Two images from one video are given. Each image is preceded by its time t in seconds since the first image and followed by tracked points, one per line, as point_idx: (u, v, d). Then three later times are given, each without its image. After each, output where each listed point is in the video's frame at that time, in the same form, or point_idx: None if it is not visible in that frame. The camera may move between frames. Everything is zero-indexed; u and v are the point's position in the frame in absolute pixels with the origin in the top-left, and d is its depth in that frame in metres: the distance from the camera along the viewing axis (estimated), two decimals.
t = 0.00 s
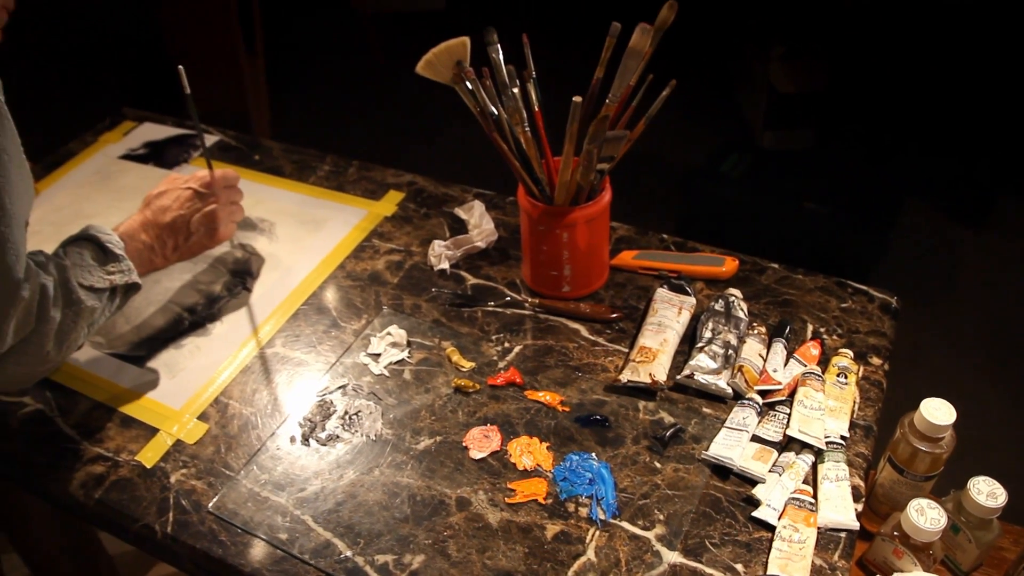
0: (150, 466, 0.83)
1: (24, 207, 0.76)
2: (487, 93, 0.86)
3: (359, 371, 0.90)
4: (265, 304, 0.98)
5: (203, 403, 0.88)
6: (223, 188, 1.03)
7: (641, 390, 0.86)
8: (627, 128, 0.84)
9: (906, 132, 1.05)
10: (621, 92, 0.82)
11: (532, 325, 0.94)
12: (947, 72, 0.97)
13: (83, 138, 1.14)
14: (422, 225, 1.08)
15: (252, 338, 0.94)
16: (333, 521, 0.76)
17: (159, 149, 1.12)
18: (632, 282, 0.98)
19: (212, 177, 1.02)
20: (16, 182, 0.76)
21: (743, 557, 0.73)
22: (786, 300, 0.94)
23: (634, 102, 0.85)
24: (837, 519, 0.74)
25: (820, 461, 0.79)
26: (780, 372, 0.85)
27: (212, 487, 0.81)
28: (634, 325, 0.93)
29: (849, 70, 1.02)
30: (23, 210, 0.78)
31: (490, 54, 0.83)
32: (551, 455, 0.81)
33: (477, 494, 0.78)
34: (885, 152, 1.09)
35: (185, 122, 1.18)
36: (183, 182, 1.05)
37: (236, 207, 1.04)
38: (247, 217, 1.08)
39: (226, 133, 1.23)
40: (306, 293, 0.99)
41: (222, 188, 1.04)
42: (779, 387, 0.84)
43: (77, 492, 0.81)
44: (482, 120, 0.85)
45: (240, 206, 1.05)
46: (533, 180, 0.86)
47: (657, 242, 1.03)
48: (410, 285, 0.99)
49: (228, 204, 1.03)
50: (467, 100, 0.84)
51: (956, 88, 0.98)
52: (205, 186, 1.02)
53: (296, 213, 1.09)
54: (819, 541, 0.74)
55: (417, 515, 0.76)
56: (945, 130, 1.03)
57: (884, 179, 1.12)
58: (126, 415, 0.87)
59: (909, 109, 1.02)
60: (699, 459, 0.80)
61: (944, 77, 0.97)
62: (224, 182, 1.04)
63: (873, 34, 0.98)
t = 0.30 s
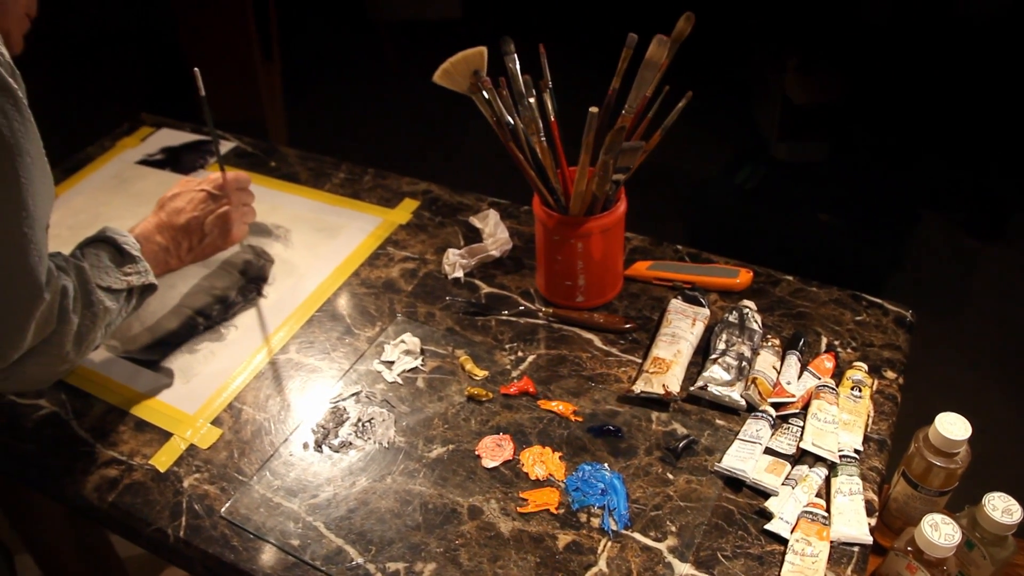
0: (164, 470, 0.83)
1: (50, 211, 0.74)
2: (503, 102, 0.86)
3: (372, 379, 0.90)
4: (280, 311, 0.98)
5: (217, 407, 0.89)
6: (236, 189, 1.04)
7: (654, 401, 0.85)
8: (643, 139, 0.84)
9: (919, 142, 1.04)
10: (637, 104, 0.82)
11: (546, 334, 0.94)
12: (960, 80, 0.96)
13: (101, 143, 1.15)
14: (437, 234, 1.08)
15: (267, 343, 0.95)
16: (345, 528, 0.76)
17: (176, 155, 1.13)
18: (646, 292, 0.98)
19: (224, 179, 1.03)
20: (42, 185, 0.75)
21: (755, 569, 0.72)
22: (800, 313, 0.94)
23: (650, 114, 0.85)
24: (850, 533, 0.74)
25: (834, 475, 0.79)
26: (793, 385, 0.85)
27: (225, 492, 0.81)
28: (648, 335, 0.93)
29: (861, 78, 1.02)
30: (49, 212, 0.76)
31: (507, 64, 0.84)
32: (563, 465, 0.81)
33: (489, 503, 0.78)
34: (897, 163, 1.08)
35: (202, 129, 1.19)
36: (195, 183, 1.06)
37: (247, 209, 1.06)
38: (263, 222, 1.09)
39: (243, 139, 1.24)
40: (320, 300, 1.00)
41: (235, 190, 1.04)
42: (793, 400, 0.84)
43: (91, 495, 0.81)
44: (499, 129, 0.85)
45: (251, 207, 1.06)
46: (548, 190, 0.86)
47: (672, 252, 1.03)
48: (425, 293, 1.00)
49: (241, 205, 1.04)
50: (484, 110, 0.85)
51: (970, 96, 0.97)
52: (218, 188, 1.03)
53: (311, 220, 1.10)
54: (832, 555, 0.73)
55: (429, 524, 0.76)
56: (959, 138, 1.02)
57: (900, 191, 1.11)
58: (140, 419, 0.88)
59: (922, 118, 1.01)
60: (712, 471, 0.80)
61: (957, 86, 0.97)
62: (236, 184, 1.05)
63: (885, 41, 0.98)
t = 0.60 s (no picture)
0: (176, 474, 0.84)
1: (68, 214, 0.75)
2: (518, 112, 0.86)
3: (385, 386, 0.90)
4: (293, 318, 0.99)
5: (229, 413, 0.89)
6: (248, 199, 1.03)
7: (666, 411, 0.85)
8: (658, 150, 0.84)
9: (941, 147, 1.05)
10: (652, 114, 0.81)
11: (558, 343, 0.94)
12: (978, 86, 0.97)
13: (118, 148, 1.16)
14: (450, 242, 1.08)
15: (280, 348, 0.95)
16: (356, 535, 0.76)
17: (192, 161, 1.14)
18: (659, 303, 0.98)
19: (237, 188, 1.03)
20: (62, 190, 0.75)
21: None
22: (813, 325, 0.94)
23: (665, 124, 0.85)
24: (862, 547, 0.73)
25: (846, 488, 0.78)
26: (806, 398, 0.85)
27: (237, 497, 0.81)
28: (660, 346, 0.93)
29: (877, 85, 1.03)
30: (67, 216, 0.77)
31: (522, 73, 0.84)
32: (575, 475, 0.81)
33: (500, 512, 0.78)
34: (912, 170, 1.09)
35: (218, 135, 1.19)
36: (207, 189, 1.05)
37: (257, 217, 1.06)
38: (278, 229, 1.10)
39: (258, 146, 1.25)
40: (333, 307, 1.00)
41: (246, 199, 1.04)
42: (805, 412, 0.84)
43: (103, 498, 0.82)
44: (513, 138, 0.85)
45: (261, 215, 1.06)
46: (562, 199, 0.87)
47: (685, 263, 1.03)
48: (438, 301, 1.00)
49: (252, 215, 1.04)
50: (498, 119, 0.85)
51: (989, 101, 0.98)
52: (230, 197, 1.02)
53: (326, 227, 1.11)
54: (845, 568, 0.73)
55: (439, 532, 0.76)
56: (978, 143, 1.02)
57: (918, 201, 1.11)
58: (153, 424, 0.88)
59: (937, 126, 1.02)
60: (724, 483, 0.79)
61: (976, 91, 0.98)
62: (248, 193, 1.04)
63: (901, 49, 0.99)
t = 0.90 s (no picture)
0: (190, 479, 0.84)
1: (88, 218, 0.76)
2: (535, 122, 0.87)
3: (398, 394, 0.90)
4: (307, 324, 0.99)
5: (243, 418, 0.89)
6: (273, 211, 1.02)
7: (679, 423, 0.85)
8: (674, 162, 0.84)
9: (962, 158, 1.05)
10: (669, 125, 0.81)
11: (572, 354, 0.94)
12: (999, 97, 0.97)
13: (137, 154, 1.17)
14: (465, 251, 1.09)
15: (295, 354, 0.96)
16: (368, 543, 0.76)
17: (209, 167, 1.14)
18: (673, 314, 0.98)
19: (262, 200, 1.01)
20: (82, 195, 0.76)
21: None
22: (828, 338, 0.94)
23: (681, 136, 0.85)
24: (877, 562, 0.72)
25: (859, 503, 0.78)
26: (820, 411, 0.85)
27: (249, 503, 0.81)
28: (674, 357, 0.93)
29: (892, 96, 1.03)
30: (87, 220, 0.77)
31: (539, 84, 0.84)
32: (587, 486, 0.80)
33: (513, 522, 0.78)
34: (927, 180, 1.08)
35: (235, 142, 1.20)
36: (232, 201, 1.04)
37: (281, 229, 1.04)
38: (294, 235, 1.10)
39: (275, 153, 1.26)
40: (347, 314, 1.00)
41: (272, 211, 1.02)
42: (819, 426, 0.83)
43: (118, 502, 0.82)
44: (530, 148, 0.85)
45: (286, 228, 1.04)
46: (577, 210, 0.87)
47: (699, 275, 1.03)
48: (452, 310, 1.00)
49: (276, 226, 1.03)
50: (515, 129, 0.85)
51: (1013, 114, 0.97)
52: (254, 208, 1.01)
53: (341, 235, 1.11)
54: None
55: (451, 541, 0.76)
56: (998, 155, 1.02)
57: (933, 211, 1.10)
58: (168, 428, 0.89)
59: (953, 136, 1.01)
60: (736, 496, 0.79)
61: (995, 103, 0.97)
62: (274, 204, 1.02)
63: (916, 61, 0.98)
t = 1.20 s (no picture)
0: (203, 485, 0.84)
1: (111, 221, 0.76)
2: (552, 133, 0.87)
3: (412, 403, 0.90)
4: (323, 332, 1.00)
5: (257, 425, 0.90)
6: (311, 219, 1.00)
7: (692, 435, 0.85)
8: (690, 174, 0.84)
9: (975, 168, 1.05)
10: (684, 138, 0.80)
11: (586, 364, 0.94)
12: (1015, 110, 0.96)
13: (154, 161, 1.18)
14: (480, 260, 1.09)
15: (309, 362, 0.96)
16: (380, 551, 0.76)
17: (226, 174, 1.15)
18: (687, 326, 0.98)
19: (300, 206, 1.00)
20: (105, 198, 0.76)
21: None
22: (842, 351, 0.94)
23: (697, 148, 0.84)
24: None
25: (874, 518, 0.77)
26: (835, 425, 0.84)
27: (262, 509, 0.82)
28: (688, 369, 0.92)
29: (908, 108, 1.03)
30: (113, 224, 0.78)
31: (556, 94, 0.84)
32: (600, 497, 0.80)
33: (525, 532, 0.78)
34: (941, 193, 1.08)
35: (252, 150, 1.21)
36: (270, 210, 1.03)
37: (319, 238, 1.01)
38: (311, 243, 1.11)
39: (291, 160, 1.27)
40: (363, 322, 1.01)
41: (309, 219, 1.01)
42: (834, 440, 0.83)
43: (132, 507, 0.82)
44: (546, 159, 0.85)
45: (323, 237, 1.02)
46: (593, 220, 0.87)
47: (714, 287, 1.03)
48: (466, 319, 1.00)
49: (313, 234, 1.00)
50: (532, 139, 0.85)
51: None
52: (291, 214, 0.99)
53: (358, 244, 1.12)
54: None
55: (464, 550, 0.76)
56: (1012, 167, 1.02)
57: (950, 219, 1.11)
58: (183, 434, 0.89)
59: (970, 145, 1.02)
60: (749, 509, 0.79)
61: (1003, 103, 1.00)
62: (312, 211, 1.01)
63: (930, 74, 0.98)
